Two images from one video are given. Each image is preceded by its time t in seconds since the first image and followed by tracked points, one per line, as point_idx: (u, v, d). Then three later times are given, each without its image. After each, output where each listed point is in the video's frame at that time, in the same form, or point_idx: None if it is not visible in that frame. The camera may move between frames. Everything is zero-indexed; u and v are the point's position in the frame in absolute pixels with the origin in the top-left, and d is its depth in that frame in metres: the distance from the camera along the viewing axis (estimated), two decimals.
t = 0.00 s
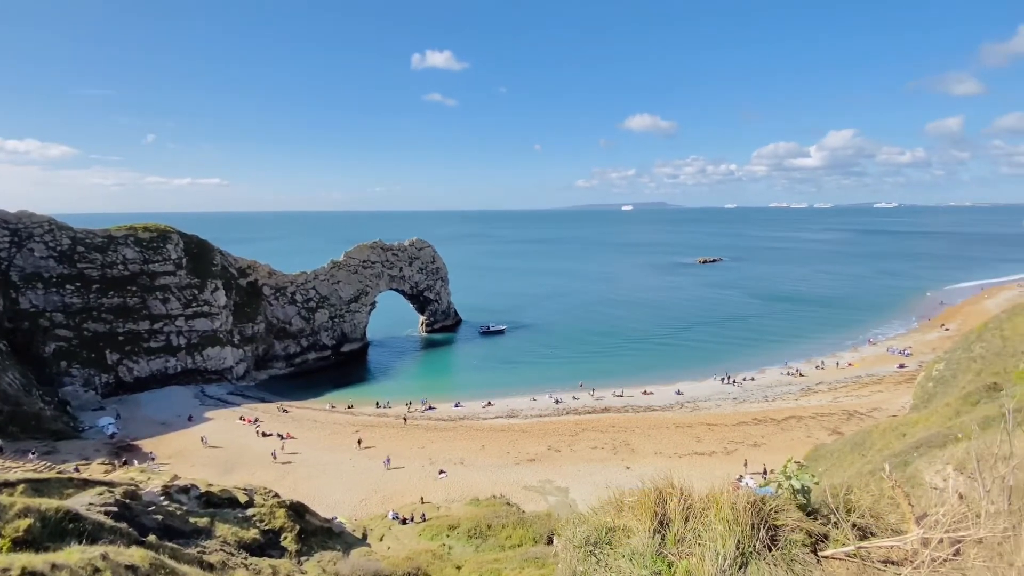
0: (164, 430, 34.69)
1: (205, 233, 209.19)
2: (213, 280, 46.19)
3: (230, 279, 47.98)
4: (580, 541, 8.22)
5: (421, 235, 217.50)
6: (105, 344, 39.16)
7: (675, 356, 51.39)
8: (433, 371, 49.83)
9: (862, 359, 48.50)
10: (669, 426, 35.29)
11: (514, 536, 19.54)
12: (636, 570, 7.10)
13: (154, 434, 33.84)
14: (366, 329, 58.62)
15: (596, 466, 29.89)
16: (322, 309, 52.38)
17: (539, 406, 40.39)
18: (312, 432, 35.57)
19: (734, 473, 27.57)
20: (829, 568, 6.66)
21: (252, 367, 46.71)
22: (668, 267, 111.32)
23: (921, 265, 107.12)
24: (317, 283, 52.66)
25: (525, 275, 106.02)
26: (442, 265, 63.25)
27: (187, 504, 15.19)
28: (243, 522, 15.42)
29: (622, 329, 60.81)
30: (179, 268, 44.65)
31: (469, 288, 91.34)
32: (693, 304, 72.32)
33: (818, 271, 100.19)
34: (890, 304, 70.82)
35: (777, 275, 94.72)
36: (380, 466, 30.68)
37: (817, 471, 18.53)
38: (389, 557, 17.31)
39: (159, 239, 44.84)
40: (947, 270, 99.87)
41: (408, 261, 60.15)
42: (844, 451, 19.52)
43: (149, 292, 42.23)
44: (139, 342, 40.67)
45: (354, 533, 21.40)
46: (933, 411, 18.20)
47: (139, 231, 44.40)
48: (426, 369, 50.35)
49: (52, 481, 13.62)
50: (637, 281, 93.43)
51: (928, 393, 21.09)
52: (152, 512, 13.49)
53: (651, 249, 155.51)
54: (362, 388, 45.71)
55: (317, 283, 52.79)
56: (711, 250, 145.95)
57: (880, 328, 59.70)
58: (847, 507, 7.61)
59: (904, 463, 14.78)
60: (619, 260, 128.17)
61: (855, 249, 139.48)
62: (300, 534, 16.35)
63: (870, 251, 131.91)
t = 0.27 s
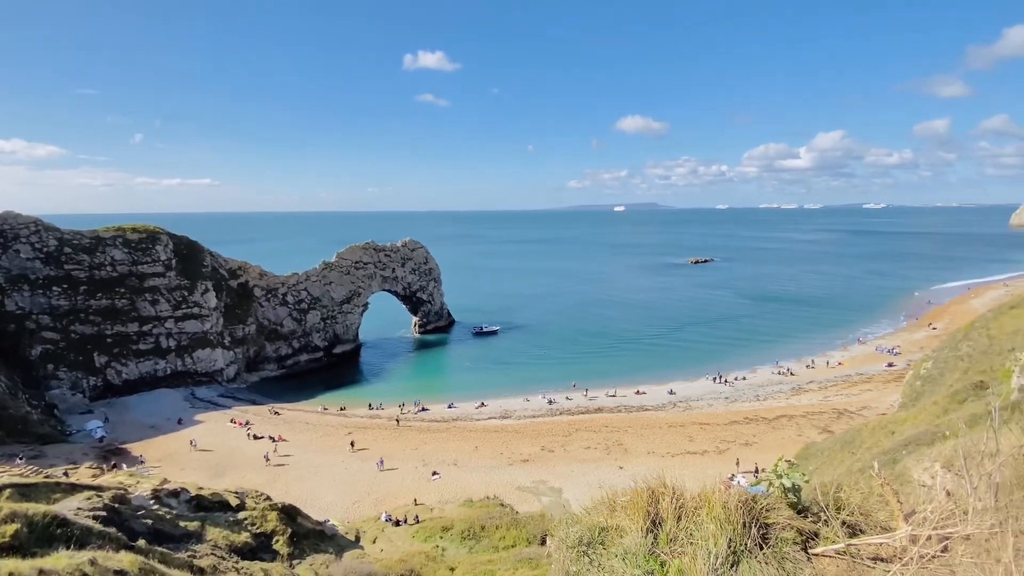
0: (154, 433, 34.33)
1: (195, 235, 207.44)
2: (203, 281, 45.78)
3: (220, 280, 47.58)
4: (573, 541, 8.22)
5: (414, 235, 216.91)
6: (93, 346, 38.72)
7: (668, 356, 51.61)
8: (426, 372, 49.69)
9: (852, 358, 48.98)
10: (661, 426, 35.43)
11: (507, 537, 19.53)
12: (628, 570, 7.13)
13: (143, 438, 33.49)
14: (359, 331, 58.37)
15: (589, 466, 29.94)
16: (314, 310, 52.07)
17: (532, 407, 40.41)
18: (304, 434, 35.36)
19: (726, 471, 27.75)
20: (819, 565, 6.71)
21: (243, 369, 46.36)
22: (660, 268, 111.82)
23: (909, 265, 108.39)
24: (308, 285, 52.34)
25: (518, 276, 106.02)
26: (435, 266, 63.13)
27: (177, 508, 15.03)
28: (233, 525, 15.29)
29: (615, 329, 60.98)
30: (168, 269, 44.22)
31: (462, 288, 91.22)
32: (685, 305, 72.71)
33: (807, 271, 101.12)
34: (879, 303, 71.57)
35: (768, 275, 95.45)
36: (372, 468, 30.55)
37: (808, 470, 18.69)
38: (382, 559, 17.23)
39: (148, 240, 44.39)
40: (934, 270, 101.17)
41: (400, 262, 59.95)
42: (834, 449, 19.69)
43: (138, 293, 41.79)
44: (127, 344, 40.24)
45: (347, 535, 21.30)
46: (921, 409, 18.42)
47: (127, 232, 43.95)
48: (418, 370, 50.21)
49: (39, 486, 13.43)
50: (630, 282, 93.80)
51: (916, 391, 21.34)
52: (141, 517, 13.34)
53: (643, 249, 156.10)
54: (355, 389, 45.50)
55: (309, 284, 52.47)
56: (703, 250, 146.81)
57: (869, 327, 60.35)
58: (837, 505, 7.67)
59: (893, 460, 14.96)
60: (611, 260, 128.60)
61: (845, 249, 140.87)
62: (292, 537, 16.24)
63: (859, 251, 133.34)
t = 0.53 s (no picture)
0: (142, 437, 33.97)
1: (186, 236, 205.67)
2: (193, 282, 45.35)
3: (210, 281, 47.16)
4: (566, 541, 8.23)
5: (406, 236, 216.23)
6: (81, 349, 38.25)
7: (660, 356, 51.85)
8: (419, 373, 49.54)
9: (842, 357, 49.47)
10: (654, 426, 35.58)
11: (501, 537, 19.51)
12: (621, 570, 7.15)
13: (131, 441, 33.12)
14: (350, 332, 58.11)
15: (582, 466, 30.01)
16: (305, 311, 51.75)
17: (525, 407, 40.42)
18: (296, 437, 35.13)
19: (718, 470, 27.90)
20: (809, 562, 6.76)
21: (234, 371, 45.97)
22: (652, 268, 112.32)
23: (897, 265, 109.66)
24: (300, 286, 52.00)
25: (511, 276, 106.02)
26: (427, 267, 62.99)
27: (167, 512, 14.87)
28: (224, 529, 15.16)
29: (607, 330, 61.14)
30: (157, 270, 43.77)
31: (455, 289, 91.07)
32: (676, 305, 73.07)
33: (797, 271, 102.01)
34: (867, 303, 72.36)
35: (759, 275, 96.19)
36: (365, 470, 30.42)
37: (798, 468, 18.86)
38: (375, 561, 17.15)
39: (137, 241, 43.91)
40: (921, 270, 102.43)
41: (392, 262, 59.75)
42: (825, 447, 19.87)
43: (127, 295, 41.34)
44: (115, 346, 39.77)
45: (339, 537, 21.17)
46: (909, 407, 18.65)
47: (115, 232, 43.46)
48: (411, 371, 50.05)
49: (25, 490, 13.25)
50: (622, 282, 94.14)
51: (904, 389, 21.60)
52: (130, 521, 13.19)
53: (635, 249, 156.77)
54: (347, 391, 45.28)
55: (300, 285, 52.13)
56: (694, 251, 147.63)
57: (858, 327, 60.98)
58: (826, 503, 7.73)
59: (882, 458, 15.14)
60: (603, 261, 129.07)
61: (834, 249, 142.26)
62: (284, 540, 16.11)
63: (848, 251, 134.79)
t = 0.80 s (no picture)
0: (131, 440, 33.58)
1: (175, 237, 203.85)
2: (182, 284, 44.93)
3: (200, 282, 46.73)
4: (558, 541, 8.22)
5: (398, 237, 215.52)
6: (68, 351, 37.77)
7: (652, 356, 52.09)
8: (411, 374, 49.39)
9: (831, 356, 49.95)
10: (646, 425, 35.72)
11: (494, 538, 19.51)
12: (613, 570, 7.17)
13: (120, 445, 32.73)
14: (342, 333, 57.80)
15: (575, 466, 30.05)
16: (296, 313, 51.42)
17: (518, 408, 40.43)
18: (288, 439, 34.89)
19: (710, 469, 28.06)
20: (799, 560, 6.82)
21: (224, 373, 45.58)
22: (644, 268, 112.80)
23: (885, 265, 110.85)
24: (291, 287, 51.66)
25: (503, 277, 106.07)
26: (420, 267, 62.83)
27: (156, 516, 14.70)
28: (214, 532, 15.03)
29: (600, 330, 61.29)
30: (146, 272, 43.31)
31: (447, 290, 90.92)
32: (668, 305, 73.40)
33: (787, 271, 102.91)
34: (856, 303, 73.13)
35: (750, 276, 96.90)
36: (357, 472, 30.27)
37: (789, 466, 19.01)
38: (367, 563, 17.05)
39: (125, 242, 43.45)
40: (909, 270, 103.64)
41: (385, 263, 59.52)
42: (815, 445, 20.03)
43: (114, 297, 40.86)
44: (103, 348, 39.31)
45: (331, 540, 21.05)
46: (897, 405, 18.87)
47: (103, 233, 42.97)
48: (403, 372, 49.89)
49: (11, 495, 13.06)
50: (614, 282, 94.45)
51: (892, 388, 21.83)
52: (119, 525, 13.04)
53: (627, 250, 157.30)
54: (339, 393, 45.04)
55: (291, 286, 51.80)
56: (686, 251, 148.49)
57: (847, 326, 61.60)
58: (815, 500, 7.81)
59: (870, 456, 15.31)
60: (595, 261, 129.44)
61: (823, 250, 143.70)
62: (275, 543, 15.99)
63: (837, 252, 136.11)
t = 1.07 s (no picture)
0: (119, 443, 33.19)
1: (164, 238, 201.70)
2: (171, 285, 44.47)
3: (189, 284, 46.26)
4: (551, 542, 8.21)
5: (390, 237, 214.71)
6: (54, 354, 37.26)
7: (644, 356, 52.31)
8: (403, 375, 49.23)
9: (821, 355, 50.44)
10: (639, 424, 35.87)
11: (487, 539, 19.49)
12: (605, 569, 7.18)
13: (108, 448, 32.34)
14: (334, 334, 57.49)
15: (568, 466, 30.10)
16: (287, 314, 51.08)
17: (511, 408, 40.42)
18: (279, 441, 34.64)
19: (701, 468, 28.22)
20: (788, 557, 6.89)
21: (214, 375, 45.17)
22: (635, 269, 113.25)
23: (873, 264, 112.14)
24: (281, 288, 51.30)
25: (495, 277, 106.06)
26: (412, 268, 62.66)
27: (145, 520, 14.52)
28: (205, 536, 14.88)
29: (592, 330, 61.43)
30: (134, 272, 42.82)
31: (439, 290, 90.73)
32: (660, 305, 73.78)
33: (777, 271, 103.78)
34: (845, 302, 73.87)
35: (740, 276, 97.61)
36: (349, 474, 30.13)
37: (780, 464, 19.16)
38: (360, 565, 17.00)
39: (112, 242, 42.93)
40: (896, 269, 104.86)
41: (376, 264, 59.28)
42: (805, 443, 20.20)
43: (102, 298, 40.38)
44: (90, 351, 38.82)
45: (323, 542, 20.94)
46: (886, 403, 19.08)
47: (90, 234, 42.43)
48: (396, 373, 49.71)
49: None
50: (606, 283, 94.74)
51: (881, 386, 22.06)
52: (107, 530, 12.87)
53: (619, 250, 157.81)
54: (330, 394, 44.80)
55: (282, 287, 51.44)
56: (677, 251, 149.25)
57: (836, 325, 62.24)
58: (805, 498, 7.88)
59: (859, 454, 15.48)
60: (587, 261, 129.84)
61: (813, 250, 145.04)
62: (266, 547, 15.86)
63: (826, 251, 137.42)
